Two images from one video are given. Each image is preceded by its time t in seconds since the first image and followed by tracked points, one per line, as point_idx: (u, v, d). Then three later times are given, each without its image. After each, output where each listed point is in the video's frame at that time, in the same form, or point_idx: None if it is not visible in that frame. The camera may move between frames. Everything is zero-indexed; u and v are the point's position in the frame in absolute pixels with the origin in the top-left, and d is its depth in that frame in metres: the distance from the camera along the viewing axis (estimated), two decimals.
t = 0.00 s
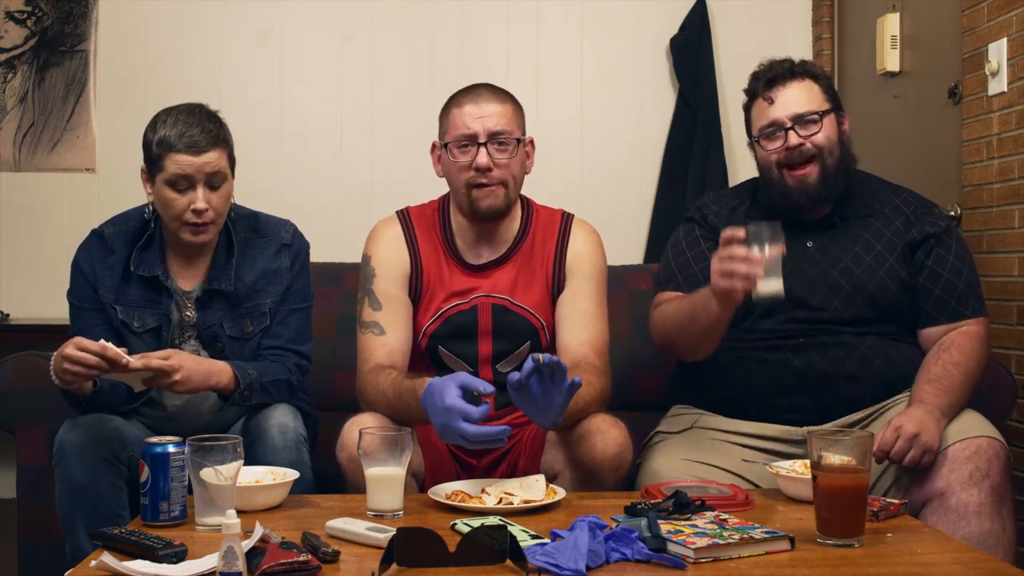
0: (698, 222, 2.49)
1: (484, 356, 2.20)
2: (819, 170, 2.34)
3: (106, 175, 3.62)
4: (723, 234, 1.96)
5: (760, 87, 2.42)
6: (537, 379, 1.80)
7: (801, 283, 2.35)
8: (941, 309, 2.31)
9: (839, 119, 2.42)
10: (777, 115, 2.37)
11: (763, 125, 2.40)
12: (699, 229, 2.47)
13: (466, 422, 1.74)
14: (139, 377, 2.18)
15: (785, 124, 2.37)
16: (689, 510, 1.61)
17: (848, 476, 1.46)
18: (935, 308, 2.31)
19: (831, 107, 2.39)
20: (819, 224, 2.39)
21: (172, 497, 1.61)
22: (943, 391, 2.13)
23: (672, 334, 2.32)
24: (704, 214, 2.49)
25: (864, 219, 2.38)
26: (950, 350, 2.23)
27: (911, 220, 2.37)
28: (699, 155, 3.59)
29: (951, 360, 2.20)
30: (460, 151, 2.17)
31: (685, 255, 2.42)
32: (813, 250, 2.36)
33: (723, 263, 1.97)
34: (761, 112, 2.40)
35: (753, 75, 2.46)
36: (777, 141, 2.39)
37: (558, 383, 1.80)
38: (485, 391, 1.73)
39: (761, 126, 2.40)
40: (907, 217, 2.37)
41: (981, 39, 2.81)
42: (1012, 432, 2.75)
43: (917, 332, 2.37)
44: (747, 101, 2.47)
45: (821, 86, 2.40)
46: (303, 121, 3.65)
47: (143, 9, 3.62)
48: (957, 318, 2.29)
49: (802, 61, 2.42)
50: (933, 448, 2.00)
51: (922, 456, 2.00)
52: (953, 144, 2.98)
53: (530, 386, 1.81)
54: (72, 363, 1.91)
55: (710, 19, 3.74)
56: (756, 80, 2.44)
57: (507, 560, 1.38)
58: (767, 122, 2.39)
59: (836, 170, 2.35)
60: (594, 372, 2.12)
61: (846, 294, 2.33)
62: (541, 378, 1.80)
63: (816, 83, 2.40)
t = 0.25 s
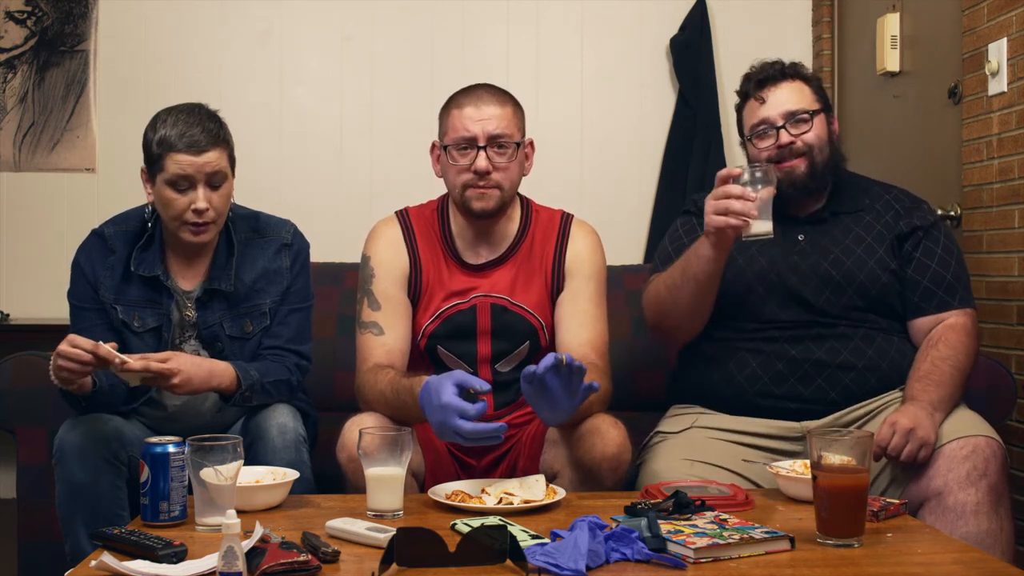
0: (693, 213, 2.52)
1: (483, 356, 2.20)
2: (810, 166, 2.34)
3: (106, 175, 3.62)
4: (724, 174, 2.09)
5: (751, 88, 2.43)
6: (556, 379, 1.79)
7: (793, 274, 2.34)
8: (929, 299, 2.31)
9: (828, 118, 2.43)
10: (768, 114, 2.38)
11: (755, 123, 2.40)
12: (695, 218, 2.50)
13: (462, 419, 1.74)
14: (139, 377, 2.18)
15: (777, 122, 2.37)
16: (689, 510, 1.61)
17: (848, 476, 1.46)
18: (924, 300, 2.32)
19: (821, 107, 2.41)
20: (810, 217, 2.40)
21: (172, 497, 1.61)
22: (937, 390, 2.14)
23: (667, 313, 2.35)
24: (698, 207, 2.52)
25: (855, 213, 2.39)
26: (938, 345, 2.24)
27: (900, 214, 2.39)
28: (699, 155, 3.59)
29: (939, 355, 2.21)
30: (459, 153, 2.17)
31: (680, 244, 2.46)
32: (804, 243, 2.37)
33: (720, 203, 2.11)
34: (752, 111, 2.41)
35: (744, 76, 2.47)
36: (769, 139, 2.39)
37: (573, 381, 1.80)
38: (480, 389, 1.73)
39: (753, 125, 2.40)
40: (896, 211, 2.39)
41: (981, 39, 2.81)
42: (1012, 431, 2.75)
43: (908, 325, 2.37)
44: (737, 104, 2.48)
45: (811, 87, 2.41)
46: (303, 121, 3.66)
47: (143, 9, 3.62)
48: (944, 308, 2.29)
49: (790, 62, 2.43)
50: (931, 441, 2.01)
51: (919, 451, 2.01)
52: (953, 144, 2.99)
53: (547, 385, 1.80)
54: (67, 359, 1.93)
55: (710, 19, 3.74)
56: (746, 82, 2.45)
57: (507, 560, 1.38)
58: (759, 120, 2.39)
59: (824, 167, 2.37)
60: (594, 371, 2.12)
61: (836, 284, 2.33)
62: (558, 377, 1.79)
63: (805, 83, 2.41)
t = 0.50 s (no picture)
0: (686, 223, 2.52)
1: (483, 356, 2.21)
2: (809, 171, 2.35)
3: (106, 175, 3.62)
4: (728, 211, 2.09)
5: (754, 85, 2.43)
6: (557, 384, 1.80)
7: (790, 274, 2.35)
8: (927, 298, 2.31)
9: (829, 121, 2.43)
10: (769, 113, 2.38)
11: (755, 122, 2.40)
12: (686, 230, 2.51)
13: (457, 419, 1.75)
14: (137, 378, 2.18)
15: (778, 121, 2.38)
16: (689, 510, 1.61)
17: (848, 476, 1.46)
18: (921, 299, 2.32)
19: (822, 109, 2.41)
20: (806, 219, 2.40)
21: (172, 497, 1.61)
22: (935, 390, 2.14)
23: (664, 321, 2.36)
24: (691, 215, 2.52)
25: (851, 214, 2.39)
26: (937, 344, 2.24)
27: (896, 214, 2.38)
28: (699, 155, 3.59)
29: (938, 354, 2.21)
30: (461, 156, 2.17)
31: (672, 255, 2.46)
32: (801, 245, 2.37)
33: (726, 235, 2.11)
34: (753, 110, 2.41)
35: (748, 73, 2.47)
36: (769, 138, 2.40)
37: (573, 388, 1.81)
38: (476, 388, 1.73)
39: (754, 124, 2.41)
40: (893, 211, 2.39)
41: (981, 39, 2.81)
42: (1012, 431, 2.75)
43: (906, 324, 2.37)
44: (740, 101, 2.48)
45: (813, 88, 2.41)
46: (303, 121, 3.66)
47: (143, 9, 3.62)
48: (941, 308, 2.29)
49: (794, 63, 2.43)
50: (930, 440, 2.02)
51: (918, 450, 2.01)
52: (953, 145, 2.99)
53: (548, 386, 1.79)
54: (66, 359, 1.93)
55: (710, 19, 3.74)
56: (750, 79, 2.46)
57: (507, 560, 1.38)
58: (760, 119, 2.40)
59: (825, 167, 2.36)
60: (594, 371, 2.12)
61: (832, 285, 2.33)
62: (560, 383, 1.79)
63: (807, 84, 2.41)
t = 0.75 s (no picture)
0: (681, 227, 2.52)
1: (482, 356, 2.21)
2: (805, 169, 2.34)
3: (106, 175, 3.62)
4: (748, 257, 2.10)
5: (751, 86, 2.43)
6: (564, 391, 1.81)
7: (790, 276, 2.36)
8: (926, 299, 2.31)
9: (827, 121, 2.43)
10: (767, 114, 2.38)
11: (753, 123, 2.40)
12: (681, 234, 2.51)
13: (449, 410, 1.75)
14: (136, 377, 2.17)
15: (775, 122, 2.38)
16: (689, 510, 1.61)
17: (849, 476, 1.46)
18: (919, 300, 2.31)
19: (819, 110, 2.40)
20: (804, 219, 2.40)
21: (172, 497, 1.61)
22: (935, 391, 2.14)
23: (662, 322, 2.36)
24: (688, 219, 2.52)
25: (849, 215, 2.39)
26: (937, 345, 2.24)
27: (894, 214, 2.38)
28: (699, 155, 3.59)
29: (938, 355, 2.21)
30: (462, 181, 2.12)
31: (665, 264, 2.47)
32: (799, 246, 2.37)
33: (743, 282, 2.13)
34: (751, 111, 2.41)
35: (745, 74, 2.47)
36: (766, 140, 2.40)
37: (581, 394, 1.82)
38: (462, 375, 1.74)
39: (751, 125, 2.41)
40: (891, 211, 2.38)
41: (981, 39, 2.81)
42: (1012, 431, 2.75)
43: (906, 325, 2.37)
44: (738, 103, 2.48)
45: (810, 88, 2.41)
46: (303, 121, 3.66)
47: (143, 9, 3.62)
48: (940, 308, 2.29)
49: (792, 64, 2.42)
50: (930, 445, 2.01)
51: (918, 454, 2.00)
52: (953, 145, 2.99)
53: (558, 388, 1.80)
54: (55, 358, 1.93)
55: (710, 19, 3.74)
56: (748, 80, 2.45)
57: (507, 560, 1.38)
58: (757, 120, 2.40)
59: (823, 169, 2.36)
60: (594, 372, 2.12)
61: (830, 287, 2.34)
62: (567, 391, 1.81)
63: (805, 85, 2.41)
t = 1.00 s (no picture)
0: (682, 226, 2.52)
1: (482, 356, 2.21)
2: (805, 166, 2.34)
3: (106, 174, 3.62)
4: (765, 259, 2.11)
5: (753, 84, 2.43)
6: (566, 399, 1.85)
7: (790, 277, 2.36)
8: (926, 300, 2.31)
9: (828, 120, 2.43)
10: (767, 111, 2.39)
11: (753, 120, 2.41)
12: (683, 234, 2.51)
13: (447, 407, 1.75)
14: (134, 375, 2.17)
15: (775, 120, 2.38)
16: (689, 509, 1.61)
17: (849, 476, 1.46)
18: (920, 300, 2.31)
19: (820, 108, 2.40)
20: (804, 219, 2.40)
21: (172, 497, 1.61)
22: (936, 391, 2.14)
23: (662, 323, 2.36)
24: (688, 219, 2.52)
25: (850, 215, 2.39)
26: (938, 345, 2.24)
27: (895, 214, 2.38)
28: (699, 155, 3.59)
29: (939, 355, 2.21)
30: (459, 182, 2.12)
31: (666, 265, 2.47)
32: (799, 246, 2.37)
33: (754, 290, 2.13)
34: (751, 108, 2.41)
35: (747, 72, 2.47)
36: (766, 137, 2.40)
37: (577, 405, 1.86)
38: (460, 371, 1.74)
39: (751, 122, 2.42)
40: (892, 211, 2.38)
41: (981, 39, 2.81)
42: (1012, 431, 2.75)
43: (907, 325, 2.37)
44: (739, 100, 2.48)
45: (812, 88, 2.41)
46: (303, 121, 3.66)
47: (143, 9, 3.62)
48: (941, 309, 2.29)
49: (794, 63, 2.42)
50: (931, 445, 2.01)
51: (920, 454, 2.00)
52: (953, 145, 2.99)
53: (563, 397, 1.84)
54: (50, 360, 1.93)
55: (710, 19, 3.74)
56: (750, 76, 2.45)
57: (507, 560, 1.38)
58: (757, 117, 2.40)
59: (824, 168, 2.36)
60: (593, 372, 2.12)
61: (831, 287, 2.33)
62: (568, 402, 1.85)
63: (806, 84, 2.41)
